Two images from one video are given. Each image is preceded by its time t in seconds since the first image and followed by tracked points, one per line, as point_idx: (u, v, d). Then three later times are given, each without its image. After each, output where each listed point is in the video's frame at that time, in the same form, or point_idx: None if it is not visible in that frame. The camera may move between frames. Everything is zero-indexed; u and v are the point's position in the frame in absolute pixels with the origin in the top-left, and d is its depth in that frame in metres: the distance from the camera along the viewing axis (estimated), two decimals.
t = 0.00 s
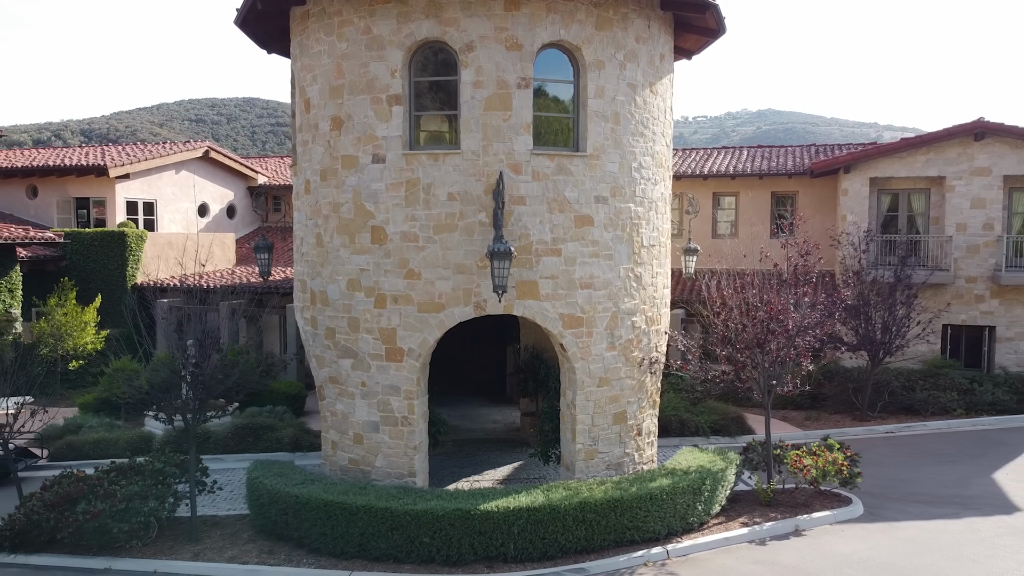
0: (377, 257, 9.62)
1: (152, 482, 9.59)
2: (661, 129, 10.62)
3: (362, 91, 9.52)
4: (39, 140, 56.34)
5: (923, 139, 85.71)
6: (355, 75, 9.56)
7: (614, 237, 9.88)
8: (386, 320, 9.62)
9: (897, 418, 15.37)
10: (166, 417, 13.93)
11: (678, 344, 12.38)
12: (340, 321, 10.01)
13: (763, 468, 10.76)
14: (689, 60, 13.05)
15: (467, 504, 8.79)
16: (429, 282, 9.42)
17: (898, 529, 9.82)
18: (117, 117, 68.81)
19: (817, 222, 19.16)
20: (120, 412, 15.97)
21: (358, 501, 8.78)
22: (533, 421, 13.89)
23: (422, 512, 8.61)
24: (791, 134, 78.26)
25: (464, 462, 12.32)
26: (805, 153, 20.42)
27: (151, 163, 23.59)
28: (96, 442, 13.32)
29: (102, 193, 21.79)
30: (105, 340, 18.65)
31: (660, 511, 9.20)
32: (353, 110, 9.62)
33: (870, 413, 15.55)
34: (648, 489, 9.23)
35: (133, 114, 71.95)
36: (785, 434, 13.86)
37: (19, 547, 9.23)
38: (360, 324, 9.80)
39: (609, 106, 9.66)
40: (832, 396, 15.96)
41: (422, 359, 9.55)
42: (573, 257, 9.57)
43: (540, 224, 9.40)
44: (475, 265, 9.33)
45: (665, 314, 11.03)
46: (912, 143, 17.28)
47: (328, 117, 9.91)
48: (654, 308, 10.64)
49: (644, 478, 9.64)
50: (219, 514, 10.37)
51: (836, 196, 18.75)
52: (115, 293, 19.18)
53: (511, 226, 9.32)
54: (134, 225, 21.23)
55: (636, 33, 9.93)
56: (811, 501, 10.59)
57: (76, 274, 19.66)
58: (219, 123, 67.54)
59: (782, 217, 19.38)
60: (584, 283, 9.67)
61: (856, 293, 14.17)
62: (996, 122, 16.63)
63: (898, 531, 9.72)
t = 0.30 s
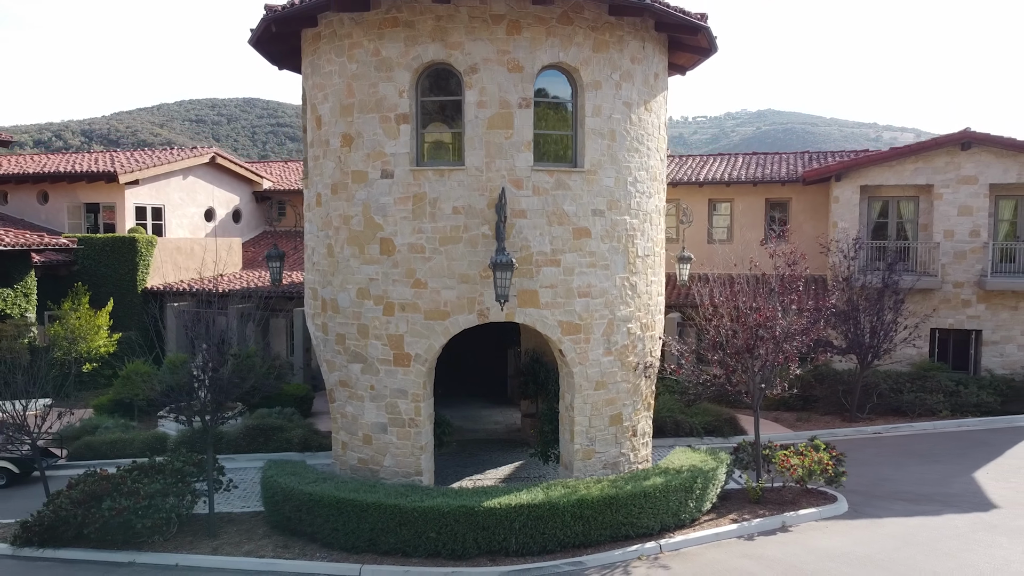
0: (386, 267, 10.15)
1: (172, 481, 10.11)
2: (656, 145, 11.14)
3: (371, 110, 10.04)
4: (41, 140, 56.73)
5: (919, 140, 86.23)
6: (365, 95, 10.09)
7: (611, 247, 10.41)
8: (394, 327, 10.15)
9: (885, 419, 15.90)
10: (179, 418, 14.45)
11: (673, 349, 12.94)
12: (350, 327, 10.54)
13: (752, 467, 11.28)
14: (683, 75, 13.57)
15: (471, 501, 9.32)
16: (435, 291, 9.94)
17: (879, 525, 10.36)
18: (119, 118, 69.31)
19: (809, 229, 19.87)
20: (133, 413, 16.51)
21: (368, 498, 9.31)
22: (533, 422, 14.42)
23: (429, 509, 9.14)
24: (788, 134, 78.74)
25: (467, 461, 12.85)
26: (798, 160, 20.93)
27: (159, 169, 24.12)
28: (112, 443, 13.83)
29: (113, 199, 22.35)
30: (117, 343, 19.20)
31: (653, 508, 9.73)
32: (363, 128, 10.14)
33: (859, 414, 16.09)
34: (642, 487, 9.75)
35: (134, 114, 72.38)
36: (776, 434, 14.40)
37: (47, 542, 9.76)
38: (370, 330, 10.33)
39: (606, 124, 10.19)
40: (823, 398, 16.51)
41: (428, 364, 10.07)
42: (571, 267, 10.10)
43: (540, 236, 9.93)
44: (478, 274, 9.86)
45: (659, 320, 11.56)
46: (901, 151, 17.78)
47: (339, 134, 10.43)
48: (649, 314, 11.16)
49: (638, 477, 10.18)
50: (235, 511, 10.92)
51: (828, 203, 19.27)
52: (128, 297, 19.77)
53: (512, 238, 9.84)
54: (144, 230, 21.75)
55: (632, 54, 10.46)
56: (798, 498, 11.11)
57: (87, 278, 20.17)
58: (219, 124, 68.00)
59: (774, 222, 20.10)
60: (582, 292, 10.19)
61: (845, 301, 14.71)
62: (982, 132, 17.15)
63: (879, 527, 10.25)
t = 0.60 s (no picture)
0: (392, 277, 10.69)
1: (189, 479, 10.66)
2: (649, 159, 11.68)
3: (379, 128, 10.58)
4: (42, 142, 57.15)
5: (917, 140, 86.46)
6: (373, 114, 10.62)
7: (606, 258, 10.95)
8: (400, 333, 10.69)
9: (873, 420, 16.44)
10: (191, 419, 14.98)
11: (666, 354, 13.52)
12: (358, 334, 11.08)
13: (741, 468, 11.83)
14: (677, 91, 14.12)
15: (474, 498, 9.86)
16: (439, 300, 10.48)
17: (861, 521, 10.90)
18: (120, 119, 69.75)
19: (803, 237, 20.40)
20: (145, 414, 17.06)
21: (376, 496, 9.84)
22: (532, 424, 14.96)
23: (434, 506, 9.67)
24: (785, 135, 79.29)
25: (468, 461, 13.39)
26: (790, 168, 21.46)
27: (167, 175, 24.65)
28: (127, 444, 14.36)
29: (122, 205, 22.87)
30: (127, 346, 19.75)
31: (646, 505, 10.27)
32: (371, 145, 10.67)
33: (847, 415, 16.63)
34: (635, 485, 10.29)
35: (134, 115, 72.84)
36: (766, 436, 14.94)
37: (72, 538, 10.28)
38: (377, 337, 10.87)
39: (601, 141, 10.73)
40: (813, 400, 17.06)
41: (432, 369, 10.61)
42: (568, 277, 10.64)
43: (539, 248, 10.47)
44: (480, 284, 10.40)
45: (653, 326, 12.11)
46: (889, 160, 18.32)
47: (348, 150, 10.97)
48: (642, 321, 11.70)
49: (632, 476, 10.72)
50: (249, 508, 11.46)
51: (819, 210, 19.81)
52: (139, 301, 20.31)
53: (512, 250, 10.38)
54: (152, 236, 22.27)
55: (626, 74, 11.01)
56: (785, 497, 11.66)
57: (98, 282, 20.70)
58: (219, 125, 68.38)
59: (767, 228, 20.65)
60: (579, 300, 10.73)
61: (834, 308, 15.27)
62: (968, 143, 17.71)
63: (861, 524, 10.80)
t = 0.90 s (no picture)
0: (397, 285, 11.24)
1: (204, 478, 11.22)
2: (642, 172, 12.24)
3: (385, 145, 11.13)
4: (43, 142, 57.56)
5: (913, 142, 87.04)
6: (379, 131, 11.17)
7: (600, 267, 11.51)
8: (404, 339, 11.24)
9: (860, 421, 17.01)
10: (201, 421, 15.53)
11: (658, 358, 14.15)
12: (364, 340, 11.64)
13: (730, 468, 12.38)
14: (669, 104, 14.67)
15: (474, 496, 10.42)
16: (442, 307, 11.04)
17: (843, 518, 11.45)
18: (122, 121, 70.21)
19: (794, 243, 20.97)
20: (155, 415, 17.60)
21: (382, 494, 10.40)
22: (531, 425, 15.51)
23: (437, 503, 10.23)
24: (781, 136, 79.86)
25: (469, 461, 13.95)
26: (783, 175, 22.01)
27: (173, 182, 25.19)
28: (139, 445, 14.90)
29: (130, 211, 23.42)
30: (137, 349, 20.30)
31: (638, 502, 10.82)
32: (377, 160, 11.22)
33: (835, 417, 17.21)
34: (628, 484, 10.85)
35: (134, 116, 73.28)
36: (756, 437, 15.50)
37: (93, 534, 10.82)
38: (382, 343, 11.42)
39: (596, 156, 11.28)
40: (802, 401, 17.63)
41: (435, 373, 11.17)
42: (565, 286, 11.19)
43: (537, 258, 11.02)
44: (481, 292, 10.95)
45: (646, 332, 12.67)
46: (877, 169, 18.88)
47: (355, 165, 11.51)
48: (635, 327, 12.26)
49: (625, 475, 11.27)
50: (260, 506, 12.04)
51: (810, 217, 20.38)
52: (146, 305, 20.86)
53: (511, 261, 10.93)
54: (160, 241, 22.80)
55: (620, 93, 11.56)
56: (771, 495, 12.22)
57: (107, 287, 21.25)
58: (220, 126, 68.80)
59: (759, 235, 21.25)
60: (575, 308, 11.29)
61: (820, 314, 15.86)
62: (953, 152, 18.26)
63: (842, 520, 11.35)
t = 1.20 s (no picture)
0: (402, 293, 11.81)
1: (218, 477, 11.77)
2: (635, 184, 12.80)
3: (390, 159, 11.69)
4: (44, 143, 57.93)
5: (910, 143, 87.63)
6: (384, 146, 11.74)
7: (595, 275, 12.08)
8: (408, 344, 11.80)
9: (848, 422, 17.59)
10: (211, 421, 16.08)
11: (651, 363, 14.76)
12: (370, 345, 12.21)
13: (719, 467, 12.95)
14: (662, 117, 15.25)
15: (475, 494, 10.98)
16: (444, 315, 11.60)
17: (826, 515, 12.02)
18: (122, 121, 70.59)
19: (785, 249, 21.55)
20: (165, 416, 18.16)
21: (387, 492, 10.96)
22: (529, 426, 16.09)
23: (440, 501, 10.79)
24: (778, 137, 80.43)
25: (470, 460, 14.53)
26: (775, 182, 22.57)
27: (180, 188, 25.76)
28: (152, 445, 15.45)
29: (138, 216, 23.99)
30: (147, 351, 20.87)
31: (631, 500, 11.38)
32: (382, 174, 11.79)
33: (824, 418, 17.79)
34: (621, 482, 11.41)
35: (134, 117, 73.68)
36: (747, 437, 16.08)
37: (113, 530, 11.39)
38: (388, 348, 11.99)
39: (590, 170, 11.84)
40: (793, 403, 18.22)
41: (437, 377, 11.73)
42: (561, 294, 11.76)
43: (535, 268, 11.59)
44: (481, 300, 11.51)
45: (639, 337, 13.25)
46: (865, 178, 19.46)
47: (361, 178, 12.07)
48: (629, 332, 12.82)
49: (619, 474, 11.83)
50: (271, 503, 12.61)
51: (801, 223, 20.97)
52: (156, 309, 21.44)
53: (510, 270, 11.49)
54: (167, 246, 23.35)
55: (614, 109, 12.13)
56: (759, 493, 12.79)
57: (117, 291, 21.81)
58: (220, 126, 69.22)
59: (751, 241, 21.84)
60: (570, 315, 11.85)
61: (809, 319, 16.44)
62: (938, 161, 18.84)
63: (826, 517, 11.92)
